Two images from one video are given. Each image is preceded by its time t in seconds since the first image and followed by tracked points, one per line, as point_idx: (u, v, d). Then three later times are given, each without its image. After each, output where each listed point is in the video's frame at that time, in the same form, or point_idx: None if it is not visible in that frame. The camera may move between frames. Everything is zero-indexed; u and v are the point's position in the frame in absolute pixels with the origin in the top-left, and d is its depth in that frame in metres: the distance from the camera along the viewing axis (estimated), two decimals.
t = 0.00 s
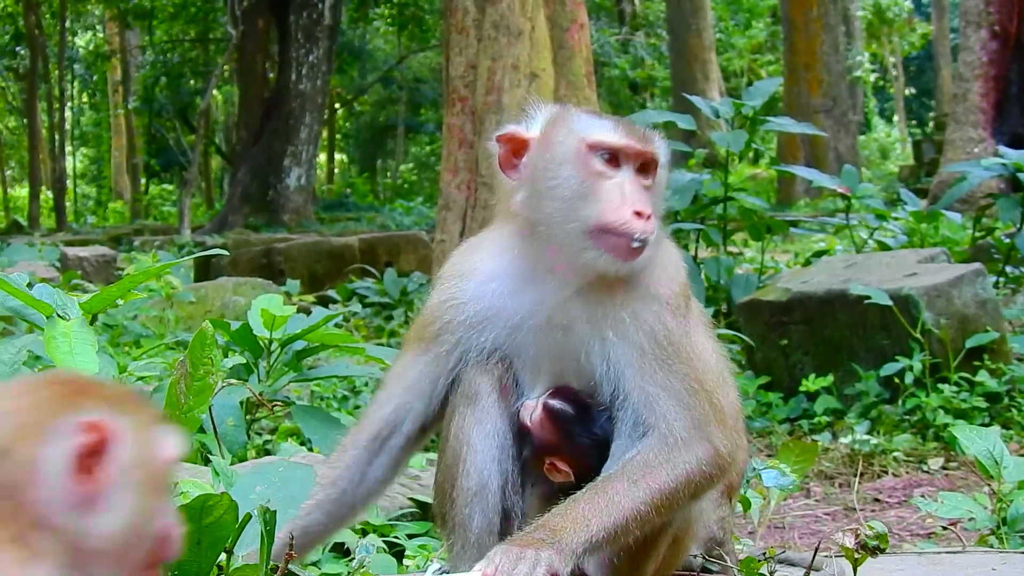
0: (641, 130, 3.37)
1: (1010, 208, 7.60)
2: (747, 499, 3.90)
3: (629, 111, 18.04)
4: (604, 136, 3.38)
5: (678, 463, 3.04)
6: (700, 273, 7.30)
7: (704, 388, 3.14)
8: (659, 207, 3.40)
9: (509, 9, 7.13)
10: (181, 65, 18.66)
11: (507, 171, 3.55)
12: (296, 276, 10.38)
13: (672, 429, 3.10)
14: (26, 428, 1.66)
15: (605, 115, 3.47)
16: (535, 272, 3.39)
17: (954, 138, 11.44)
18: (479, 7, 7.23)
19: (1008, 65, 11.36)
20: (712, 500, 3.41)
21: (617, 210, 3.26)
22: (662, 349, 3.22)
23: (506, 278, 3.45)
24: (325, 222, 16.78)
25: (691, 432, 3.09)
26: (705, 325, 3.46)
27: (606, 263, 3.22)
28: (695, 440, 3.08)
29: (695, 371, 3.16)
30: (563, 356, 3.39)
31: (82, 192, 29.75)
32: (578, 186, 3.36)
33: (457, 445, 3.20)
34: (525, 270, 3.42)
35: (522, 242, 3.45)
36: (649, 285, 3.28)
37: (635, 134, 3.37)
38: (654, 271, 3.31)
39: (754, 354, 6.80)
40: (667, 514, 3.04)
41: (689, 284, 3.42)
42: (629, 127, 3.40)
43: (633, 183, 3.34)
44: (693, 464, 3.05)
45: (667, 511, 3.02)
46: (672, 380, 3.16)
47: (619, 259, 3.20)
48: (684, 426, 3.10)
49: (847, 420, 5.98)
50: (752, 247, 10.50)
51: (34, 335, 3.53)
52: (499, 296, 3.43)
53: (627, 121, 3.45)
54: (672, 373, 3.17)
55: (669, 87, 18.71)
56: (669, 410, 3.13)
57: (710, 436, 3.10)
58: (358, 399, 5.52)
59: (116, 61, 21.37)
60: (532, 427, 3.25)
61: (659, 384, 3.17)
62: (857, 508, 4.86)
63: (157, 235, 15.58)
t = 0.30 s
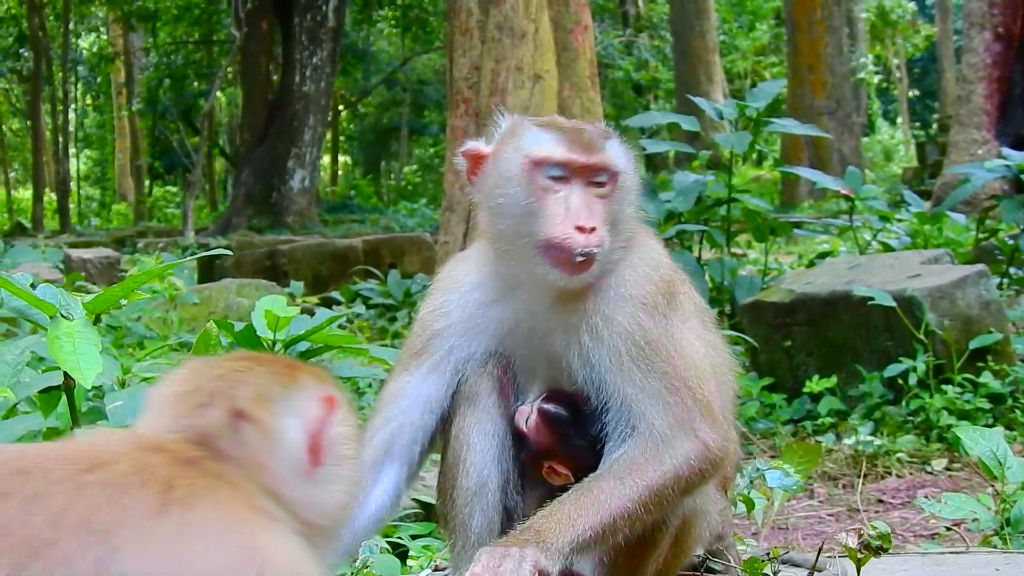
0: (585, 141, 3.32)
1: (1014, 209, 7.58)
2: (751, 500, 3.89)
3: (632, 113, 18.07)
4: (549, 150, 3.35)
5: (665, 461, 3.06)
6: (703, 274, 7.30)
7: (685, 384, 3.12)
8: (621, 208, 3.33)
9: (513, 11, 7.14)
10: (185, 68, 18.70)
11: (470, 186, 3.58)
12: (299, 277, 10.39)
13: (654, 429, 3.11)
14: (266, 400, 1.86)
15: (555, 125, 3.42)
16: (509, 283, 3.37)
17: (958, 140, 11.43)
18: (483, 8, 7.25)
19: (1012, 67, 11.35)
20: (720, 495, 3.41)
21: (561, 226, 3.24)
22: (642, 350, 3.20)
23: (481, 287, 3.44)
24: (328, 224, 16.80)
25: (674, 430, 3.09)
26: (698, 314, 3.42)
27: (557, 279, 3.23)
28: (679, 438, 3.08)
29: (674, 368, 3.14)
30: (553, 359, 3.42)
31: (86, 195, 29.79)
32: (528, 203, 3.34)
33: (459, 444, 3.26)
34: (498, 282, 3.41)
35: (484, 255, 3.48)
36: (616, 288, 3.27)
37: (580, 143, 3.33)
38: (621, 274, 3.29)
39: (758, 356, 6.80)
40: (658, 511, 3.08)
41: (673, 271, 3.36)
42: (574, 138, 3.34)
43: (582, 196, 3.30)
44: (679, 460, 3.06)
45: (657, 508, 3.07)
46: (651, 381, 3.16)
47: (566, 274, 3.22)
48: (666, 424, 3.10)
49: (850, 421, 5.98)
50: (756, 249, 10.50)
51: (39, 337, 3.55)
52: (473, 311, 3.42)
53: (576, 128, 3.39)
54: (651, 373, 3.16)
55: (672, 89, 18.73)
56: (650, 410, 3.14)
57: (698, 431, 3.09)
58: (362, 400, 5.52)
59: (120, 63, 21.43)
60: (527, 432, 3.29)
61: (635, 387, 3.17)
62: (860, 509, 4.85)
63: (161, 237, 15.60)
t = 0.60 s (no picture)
0: (459, 239, 3.49)
1: (1015, 210, 7.58)
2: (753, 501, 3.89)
3: (633, 113, 18.09)
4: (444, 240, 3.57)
5: (669, 470, 3.12)
6: (704, 275, 7.30)
7: (686, 391, 3.18)
8: (540, 269, 3.53)
9: (515, 11, 7.15)
10: (186, 67, 18.72)
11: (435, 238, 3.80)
12: (301, 277, 10.40)
13: (659, 436, 3.15)
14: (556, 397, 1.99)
15: (453, 207, 3.58)
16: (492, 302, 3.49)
17: (959, 140, 11.45)
18: (485, 8, 7.24)
19: (1013, 67, 11.35)
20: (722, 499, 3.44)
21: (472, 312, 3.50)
22: (650, 356, 3.21)
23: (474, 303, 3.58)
24: (330, 224, 16.82)
25: (679, 437, 3.15)
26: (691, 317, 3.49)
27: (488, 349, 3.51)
28: (682, 445, 3.15)
29: (679, 376, 3.19)
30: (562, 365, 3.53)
31: (87, 194, 29.83)
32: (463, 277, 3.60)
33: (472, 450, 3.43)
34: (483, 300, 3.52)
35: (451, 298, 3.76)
36: (616, 300, 3.33)
37: (467, 235, 3.50)
38: (616, 283, 3.37)
39: (759, 357, 6.80)
40: (666, 517, 3.12)
41: (674, 274, 3.42)
42: (458, 229, 3.52)
43: (478, 286, 3.52)
44: (683, 469, 3.13)
45: (664, 514, 3.09)
46: (660, 387, 3.16)
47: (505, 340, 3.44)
48: (671, 432, 3.15)
49: (851, 421, 5.97)
50: (757, 250, 10.51)
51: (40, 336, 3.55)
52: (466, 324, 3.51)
53: (464, 213, 3.55)
54: (660, 380, 3.18)
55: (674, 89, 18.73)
56: (655, 416, 3.15)
57: (700, 440, 3.18)
58: (363, 401, 5.52)
59: (122, 62, 21.45)
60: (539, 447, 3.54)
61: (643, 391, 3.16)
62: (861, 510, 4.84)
63: (162, 237, 15.61)
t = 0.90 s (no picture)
0: (506, 189, 3.72)
1: (1014, 213, 7.59)
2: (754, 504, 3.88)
3: (632, 115, 18.08)
4: (483, 195, 3.76)
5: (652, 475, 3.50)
6: (704, 277, 7.31)
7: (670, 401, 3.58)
8: (566, 245, 3.77)
9: (515, 13, 7.15)
10: (185, 68, 18.72)
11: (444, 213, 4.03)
12: (300, 278, 10.41)
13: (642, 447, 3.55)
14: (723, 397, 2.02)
15: (490, 169, 3.79)
16: (484, 313, 3.79)
17: (958, 143, 11.46)
18: (485, 9, 7.24)
19: (1013, 70, 11.35)
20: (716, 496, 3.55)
21: (497, 275, 3.68)
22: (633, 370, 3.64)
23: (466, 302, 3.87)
24: (329, 225, 16.82)
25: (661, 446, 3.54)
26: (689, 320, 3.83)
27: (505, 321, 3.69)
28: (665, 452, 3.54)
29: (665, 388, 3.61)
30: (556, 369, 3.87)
31: (87, 194, 29.83)
32: (478, 246, 3.81)
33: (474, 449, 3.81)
34: (476, 308, 3.82)
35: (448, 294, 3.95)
36: (605, 310, 3.74)
37: (508, 193, 3.72)
38: (609, 293, 3.76)
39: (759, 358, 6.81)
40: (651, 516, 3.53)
41: (666, 287, 3.81)
42: (501, 183, 3.74)
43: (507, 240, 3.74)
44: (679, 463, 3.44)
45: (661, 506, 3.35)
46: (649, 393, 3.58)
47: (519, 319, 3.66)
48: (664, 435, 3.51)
49: (850, 423, 5.97)
50: (756, 252, 10.53)
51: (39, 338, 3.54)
52: (464, 329, 3.85)
53: (504, 173, 3.77)
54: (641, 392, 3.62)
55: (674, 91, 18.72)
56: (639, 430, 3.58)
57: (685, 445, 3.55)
58: (362, 402, 5.52)
59: (121, 63, 21.44)
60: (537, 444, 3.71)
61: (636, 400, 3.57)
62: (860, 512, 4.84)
63: (161, 238, 15.61)
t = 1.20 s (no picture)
0: (559, 155, 3.78)
1: (1011, 215, 7.59)
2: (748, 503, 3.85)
3: (630, 116, 18.08)
4: (533, 165, 3.80)
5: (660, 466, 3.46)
6: (701, 278, 7.30)
7: (678, 391, 3.55)
8: (598, 225, 3.76)
9: (512, 13, 7.12)
10: (183, 68, 18.71)
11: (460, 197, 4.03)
12: (298, 279, 10.40)
13: (650, 437, 3.53)
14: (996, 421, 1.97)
15: (534, 143, 3.86)
16: (503, 291, 3.80)
17: (956, 145, 11.45)
18: (483, 10, 7.24)
19: (1010, 72, 11.35)
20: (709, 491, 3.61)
21: (538, 244, 3.67)
22: (641, 358, 3.60)
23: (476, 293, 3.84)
24: (327, 225, 16.81)
25: (668, 436, 3.52)
26: (687, 321, 3.84)
27: (537, 293, 3.66)
28: (674, 443, 3.52)
29: (671, 377, 3.57)
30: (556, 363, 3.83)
31: (84, 194, 29.85)
32: (511, 217, 3.80)
33: (472, 440, 3.66)
34: (493, 290, 3.82)
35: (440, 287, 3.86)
36: (616, 297, 3.67)
37: (559, 160, 3.78)
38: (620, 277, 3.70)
39: (756, 359, 6.83)
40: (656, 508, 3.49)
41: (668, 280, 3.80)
42: (552, 153, 3.81)
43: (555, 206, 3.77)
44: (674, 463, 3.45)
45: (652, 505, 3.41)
46: (650, 389, 3.57)
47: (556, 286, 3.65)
48: (662, 435, 3.52)
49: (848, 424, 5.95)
50: (753, 252, 10.54)
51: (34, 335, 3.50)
52: (472, 318, 3.81)
53: (552, 147, 3.83)
54: (649, 381, 3.58)
55: (671, 91, 18.74)
56: (648, 420, 3.56)
57: (689, 437, 3.53)
58: (359, 402, 5.52)
59: (118, 63, 21.44)
60: (531, 438, 3.70)
61: (636, 394, 3.58)
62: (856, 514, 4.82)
63: (158, 238, 15.61)
